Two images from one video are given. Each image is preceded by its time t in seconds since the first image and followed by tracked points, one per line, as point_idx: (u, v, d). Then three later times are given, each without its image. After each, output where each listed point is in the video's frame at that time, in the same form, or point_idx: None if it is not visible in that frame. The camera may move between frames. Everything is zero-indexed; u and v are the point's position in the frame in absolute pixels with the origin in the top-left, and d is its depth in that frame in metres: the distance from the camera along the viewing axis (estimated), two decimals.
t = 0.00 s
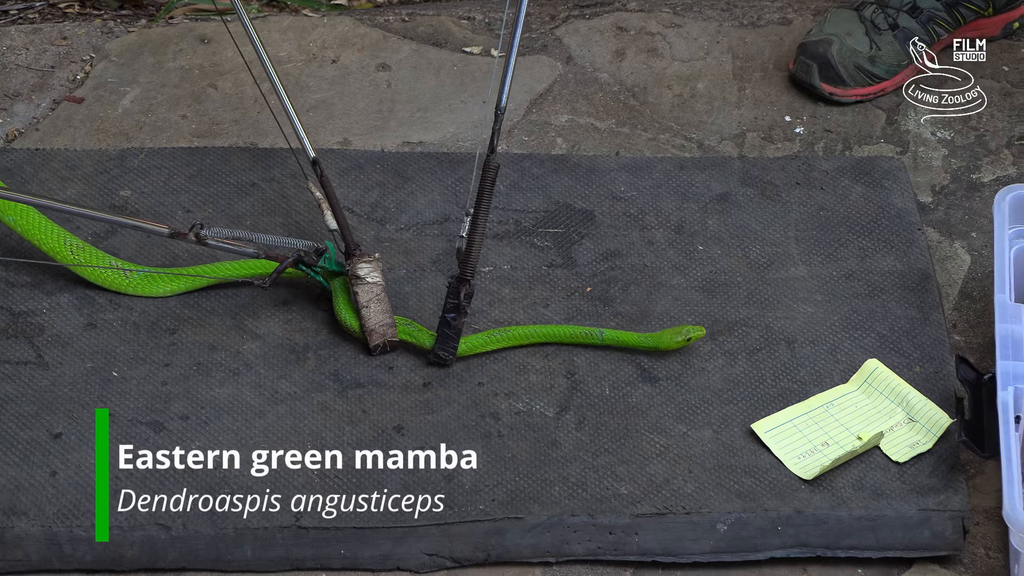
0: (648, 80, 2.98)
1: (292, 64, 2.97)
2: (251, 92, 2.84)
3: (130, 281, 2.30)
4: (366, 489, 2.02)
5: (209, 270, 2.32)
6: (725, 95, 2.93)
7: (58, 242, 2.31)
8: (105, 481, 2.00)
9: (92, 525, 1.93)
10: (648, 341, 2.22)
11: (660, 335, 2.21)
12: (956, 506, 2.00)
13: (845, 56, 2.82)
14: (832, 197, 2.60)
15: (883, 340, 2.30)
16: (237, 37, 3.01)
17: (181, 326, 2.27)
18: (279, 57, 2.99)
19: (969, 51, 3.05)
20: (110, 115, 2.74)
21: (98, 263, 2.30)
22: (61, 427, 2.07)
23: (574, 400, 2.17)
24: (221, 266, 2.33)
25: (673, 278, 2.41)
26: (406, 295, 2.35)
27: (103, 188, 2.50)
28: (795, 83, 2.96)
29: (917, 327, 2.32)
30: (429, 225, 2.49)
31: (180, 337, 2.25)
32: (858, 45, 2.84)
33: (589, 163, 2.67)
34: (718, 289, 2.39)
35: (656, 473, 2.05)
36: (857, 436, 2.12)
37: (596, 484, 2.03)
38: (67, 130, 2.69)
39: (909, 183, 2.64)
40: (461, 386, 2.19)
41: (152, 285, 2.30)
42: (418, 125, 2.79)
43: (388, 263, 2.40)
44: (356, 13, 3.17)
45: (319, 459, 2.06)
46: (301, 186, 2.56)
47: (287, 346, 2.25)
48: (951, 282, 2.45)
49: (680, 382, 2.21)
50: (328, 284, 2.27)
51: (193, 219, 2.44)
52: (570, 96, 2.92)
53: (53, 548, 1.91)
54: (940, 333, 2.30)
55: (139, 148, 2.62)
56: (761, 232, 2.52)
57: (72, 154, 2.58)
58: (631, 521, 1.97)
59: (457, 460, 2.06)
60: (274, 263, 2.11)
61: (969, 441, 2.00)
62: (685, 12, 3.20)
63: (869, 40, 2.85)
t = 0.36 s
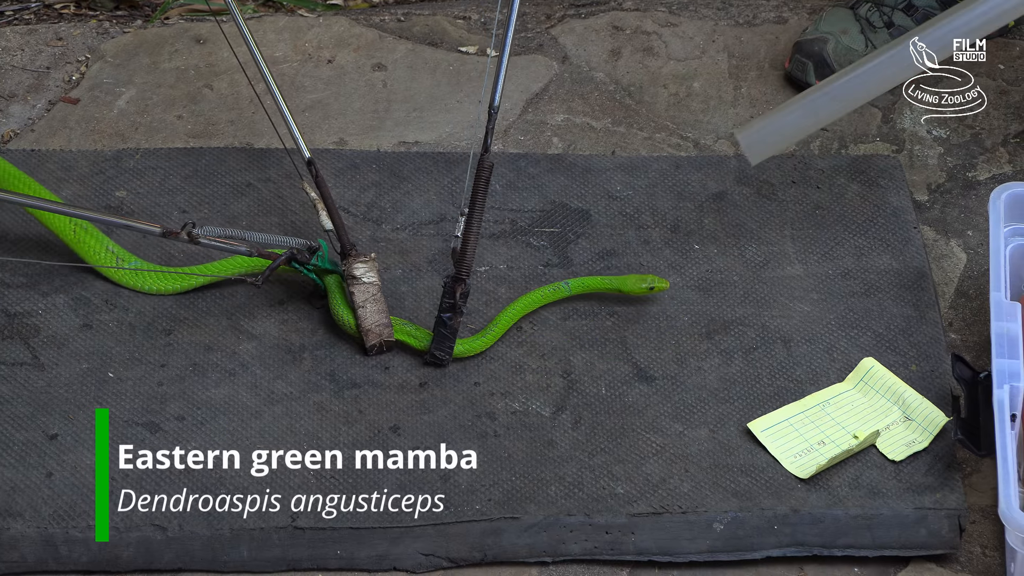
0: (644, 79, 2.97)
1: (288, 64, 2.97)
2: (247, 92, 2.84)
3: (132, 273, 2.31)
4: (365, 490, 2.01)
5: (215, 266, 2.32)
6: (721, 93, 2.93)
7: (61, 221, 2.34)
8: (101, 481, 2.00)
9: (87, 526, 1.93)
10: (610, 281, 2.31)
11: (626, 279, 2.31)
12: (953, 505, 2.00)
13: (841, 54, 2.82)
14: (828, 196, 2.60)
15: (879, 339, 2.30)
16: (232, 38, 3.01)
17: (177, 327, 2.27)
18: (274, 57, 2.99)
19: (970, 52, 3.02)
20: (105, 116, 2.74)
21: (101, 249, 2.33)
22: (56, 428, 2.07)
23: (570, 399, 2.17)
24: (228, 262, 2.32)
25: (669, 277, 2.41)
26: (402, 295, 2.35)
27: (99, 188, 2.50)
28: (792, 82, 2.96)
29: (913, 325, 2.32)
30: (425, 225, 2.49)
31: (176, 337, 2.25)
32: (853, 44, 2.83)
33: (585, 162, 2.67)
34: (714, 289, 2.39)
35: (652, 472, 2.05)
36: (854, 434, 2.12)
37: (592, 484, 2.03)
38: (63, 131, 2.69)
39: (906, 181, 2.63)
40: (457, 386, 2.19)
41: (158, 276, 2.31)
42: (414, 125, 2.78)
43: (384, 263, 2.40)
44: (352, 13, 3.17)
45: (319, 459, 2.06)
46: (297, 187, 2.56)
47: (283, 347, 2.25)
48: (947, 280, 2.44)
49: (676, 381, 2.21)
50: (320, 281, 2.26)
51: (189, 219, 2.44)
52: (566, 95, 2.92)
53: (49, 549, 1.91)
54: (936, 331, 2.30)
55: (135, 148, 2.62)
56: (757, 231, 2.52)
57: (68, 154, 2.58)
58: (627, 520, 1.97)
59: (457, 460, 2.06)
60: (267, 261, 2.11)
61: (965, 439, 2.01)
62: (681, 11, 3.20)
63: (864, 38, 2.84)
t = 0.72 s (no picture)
0: (644, 79, 2.97)
1: (288, 63, 2.97)
2: (246, 91, 2.84)
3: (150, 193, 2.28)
4: (365, 490, 2.01)
5: (233, 205, 2.33)
6: (721, 94, 2.93)
7: (101, 149, 2.23)
8: (101, 481, 2.00)
9: (86, 525, 1.93)
10: (592, 250, 2.37)
11: (603, 233, 2.39)
12: (952, 505, 2.00)
13: (840, 56, 2.83)
14: (828, 196, 2.60)
15: (879, 339, 2.30)
16: (232, 37, 3.01)
17: (176, 326, 2.27)
18: (274, 56, 2.99)
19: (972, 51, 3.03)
20: (105, 115, 2.74)
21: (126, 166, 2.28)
22: (56, 427, 2.07)
23: (570, 399, 2.17)
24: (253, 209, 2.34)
25: (669, 278, 2.41)
26: (402, 295, 2.35)
27: (98, 187, 2.50)
28: (792, 82, 2.96)
29: (913, 326, 2.32)
30: (425, 225, 2.49)
31: (176, 337, 2.25)
32: (853, 45, 2.84)
33: (585, 162, 2.67)
34: (714, 289, 2.39)
35: (652, 472, 2.05)
36: (853, 435, 2.13)
37: (591, 484, 2.03)
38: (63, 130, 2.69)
39: (905, 182, 2.63)
40: (457, 385, 2.19)
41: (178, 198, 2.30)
42: (414, 124, 2.78)
43: (384, 262, 2.40)
44: (352, 13, 3.16)
45: (319, 458, 2.06)
46: (297, 186, 2.56)
47: (283, 346, 2.24)
48: (947, 280, 2.45)
49: (676, 381, 2.21)
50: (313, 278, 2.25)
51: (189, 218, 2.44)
52: (566, 95, 2.92)
53: (49, 549, 1.91)
54: (936, 332, 2.31)
55: (135, 147, 2.62)
56: (757, 231, 2.52)
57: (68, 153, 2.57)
58: (627, 520, 1.97)
59: (457, 460, 2.06)
60: (262, 258, 2.12)
61: (964, 440, 2.01)
62: (681, 11, 3.20)
63: (864, 40, 2.84)
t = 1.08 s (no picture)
0: (645, 79, 2.97)
1: (288, 63, 2.97)
2: (247, 91, 2.84)
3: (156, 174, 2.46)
4: (365, 490, 2.01)
5: (229, 199, 2.40)
6: (721, 94, 2.93)
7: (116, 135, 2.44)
8: (101, 480, 2.00)
9: (87, 525, 1.93)
10: (541, 232, 2.42)
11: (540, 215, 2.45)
12: (952, 506, 2.00)
13: (840, 57, 2.83)
14: (828, 197, 2.60)
15: (879, 340, 2.30)
16: (232, 37, 3.01)
17: (177, 326, 2.27)
18: (275, 56, 2.99)
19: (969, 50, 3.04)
20: (105, 115, 2.74)
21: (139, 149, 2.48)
22: (56, 427, 2.07)
23: (570, 399, 2.17)
24: (252, 208, 2.40)
25: (669, 278, 2.41)
26: (403, 295, 2.35)
27: (98, 187, 2.50)
28: (791, 82, 2.96)
29: (913, 326, 2.32)
30: (425, 225, 2.49)
31: (176, 336, 2.25)
32: (853, 46, 2.84)
33: (585, 162, 2.67)
34: (714, 289, 2.39)
35: (652, 472, 2.05)
36: (853, 435, 2.13)
37: (591, 484, 2.03)
38: (63, 130, 2.69)
39: (905, 182, 2.64)
40: (457, 385, 2.19)
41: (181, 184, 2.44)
42: (414, 124, 2.78)
43: (384, 262, 2.40)
44: (352, 13, 3.16)
45: (319, 459, 2.06)
46: (297, 186, 2.56)
47: (283, 346, 2.24)
48: (947, 281, 2.45)
49: (676, 381, 2.21)
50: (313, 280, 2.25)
51: (189, 218, 2.44)
52: (566, 95, 2.92)
53: (49, 548, 1.91)
54: (936, 332, 2.31)
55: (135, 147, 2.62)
56: (757, 231, 2.52)
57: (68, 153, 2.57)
58: (627, 520, 1.97)
59: (457, 460, 2.06)
60: (262, 259, 2.12)
61: (964, 441, 2.01)
62: (681, 11, 3.20)
63: (864, 40, 2.85)
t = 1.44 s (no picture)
0: (646, 79, 2.97)
1: (290, 62, 2.97)
2: (248, 90, 2.83)
3: (157, 173, 2.28)
4: (365, 490, 2.01)
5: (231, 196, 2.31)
6: (722, 94, 2.93)
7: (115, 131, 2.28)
8: (101, 480, 2.00)
9: (87, 524, 1.93)
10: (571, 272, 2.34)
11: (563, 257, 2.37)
12: (953, 507, 2.00)
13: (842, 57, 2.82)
14: (828, 197, 2.60)
15: (880, 341, 2.30)
16: (233, 36, 3.00)
17: (177, 325, 2.27)
18: (276, 55, 2.99)
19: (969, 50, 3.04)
20: (106, 114, 2.74)
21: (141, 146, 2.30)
22: (57, 425, 2.07)
23: (570, 399, 2.17)
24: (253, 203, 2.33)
25: (670, 278, 2.41)
26: (404, 294, 2.35)
27: (99, 185, 2.50)
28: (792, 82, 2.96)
29: (914, 327, 2.32)
30: (426, 224, 2.49)
31: (176, 335, 2.25)
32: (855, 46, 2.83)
33: (587, 162, 2.67)
34: (715, 289, 2.39)
35: (653, 472, 2.05)
36: (854, 436, 2.12)
37: (592, 484, 2.03)
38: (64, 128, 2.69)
39: (906, 183, 2.63)
40: (458, 385, 2.19)
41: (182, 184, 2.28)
42: (415, 124, 2.78)
43: (384, 261, 2.40)
44: (354, 11, 3.16)
45: (319, 458, 2.06)
46: (298, 185, 2.56)
47: (284, 345, 2.24)
48: (947, 282, 2.45)
49: (677, 381, 2.21)
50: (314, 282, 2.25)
51: (190, 217, 2.44)
52: (567, 95, 2.92)
53: (49, 547, 1.90)
54: (937, 333, 2.31)
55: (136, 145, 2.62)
56: (758, 231, 2.52)
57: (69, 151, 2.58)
58: (628, 521, 1.97)
59: (457, 460, 2.05)
60: (264, 260, 2.12)
61: (965, 442, 2.01)
62: (682, 11, 3.20)
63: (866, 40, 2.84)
